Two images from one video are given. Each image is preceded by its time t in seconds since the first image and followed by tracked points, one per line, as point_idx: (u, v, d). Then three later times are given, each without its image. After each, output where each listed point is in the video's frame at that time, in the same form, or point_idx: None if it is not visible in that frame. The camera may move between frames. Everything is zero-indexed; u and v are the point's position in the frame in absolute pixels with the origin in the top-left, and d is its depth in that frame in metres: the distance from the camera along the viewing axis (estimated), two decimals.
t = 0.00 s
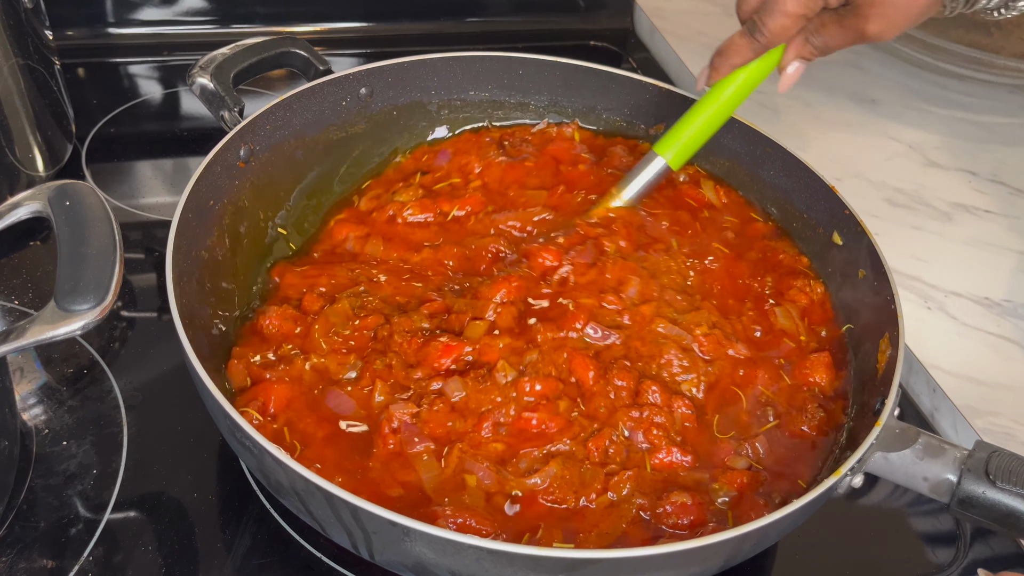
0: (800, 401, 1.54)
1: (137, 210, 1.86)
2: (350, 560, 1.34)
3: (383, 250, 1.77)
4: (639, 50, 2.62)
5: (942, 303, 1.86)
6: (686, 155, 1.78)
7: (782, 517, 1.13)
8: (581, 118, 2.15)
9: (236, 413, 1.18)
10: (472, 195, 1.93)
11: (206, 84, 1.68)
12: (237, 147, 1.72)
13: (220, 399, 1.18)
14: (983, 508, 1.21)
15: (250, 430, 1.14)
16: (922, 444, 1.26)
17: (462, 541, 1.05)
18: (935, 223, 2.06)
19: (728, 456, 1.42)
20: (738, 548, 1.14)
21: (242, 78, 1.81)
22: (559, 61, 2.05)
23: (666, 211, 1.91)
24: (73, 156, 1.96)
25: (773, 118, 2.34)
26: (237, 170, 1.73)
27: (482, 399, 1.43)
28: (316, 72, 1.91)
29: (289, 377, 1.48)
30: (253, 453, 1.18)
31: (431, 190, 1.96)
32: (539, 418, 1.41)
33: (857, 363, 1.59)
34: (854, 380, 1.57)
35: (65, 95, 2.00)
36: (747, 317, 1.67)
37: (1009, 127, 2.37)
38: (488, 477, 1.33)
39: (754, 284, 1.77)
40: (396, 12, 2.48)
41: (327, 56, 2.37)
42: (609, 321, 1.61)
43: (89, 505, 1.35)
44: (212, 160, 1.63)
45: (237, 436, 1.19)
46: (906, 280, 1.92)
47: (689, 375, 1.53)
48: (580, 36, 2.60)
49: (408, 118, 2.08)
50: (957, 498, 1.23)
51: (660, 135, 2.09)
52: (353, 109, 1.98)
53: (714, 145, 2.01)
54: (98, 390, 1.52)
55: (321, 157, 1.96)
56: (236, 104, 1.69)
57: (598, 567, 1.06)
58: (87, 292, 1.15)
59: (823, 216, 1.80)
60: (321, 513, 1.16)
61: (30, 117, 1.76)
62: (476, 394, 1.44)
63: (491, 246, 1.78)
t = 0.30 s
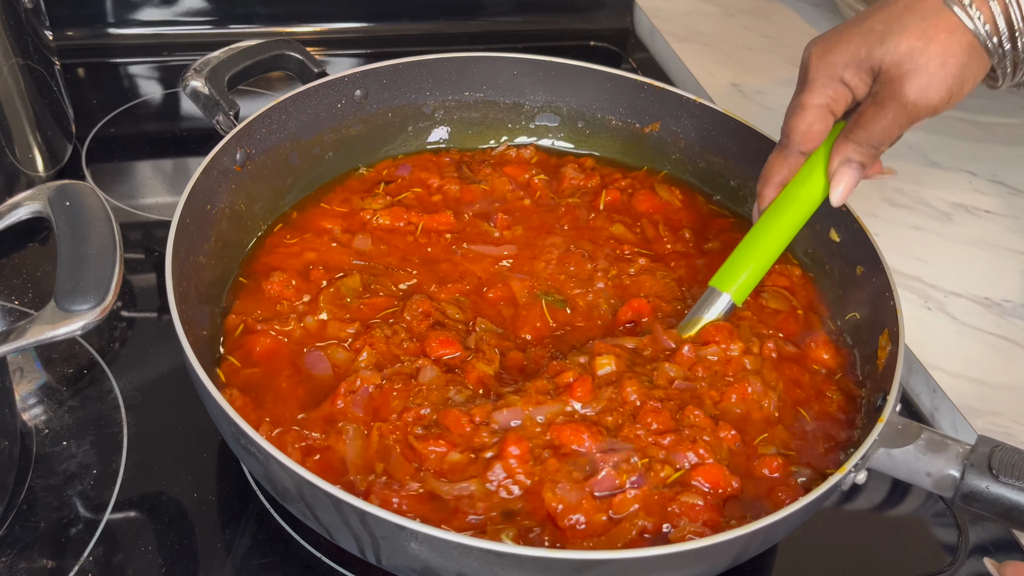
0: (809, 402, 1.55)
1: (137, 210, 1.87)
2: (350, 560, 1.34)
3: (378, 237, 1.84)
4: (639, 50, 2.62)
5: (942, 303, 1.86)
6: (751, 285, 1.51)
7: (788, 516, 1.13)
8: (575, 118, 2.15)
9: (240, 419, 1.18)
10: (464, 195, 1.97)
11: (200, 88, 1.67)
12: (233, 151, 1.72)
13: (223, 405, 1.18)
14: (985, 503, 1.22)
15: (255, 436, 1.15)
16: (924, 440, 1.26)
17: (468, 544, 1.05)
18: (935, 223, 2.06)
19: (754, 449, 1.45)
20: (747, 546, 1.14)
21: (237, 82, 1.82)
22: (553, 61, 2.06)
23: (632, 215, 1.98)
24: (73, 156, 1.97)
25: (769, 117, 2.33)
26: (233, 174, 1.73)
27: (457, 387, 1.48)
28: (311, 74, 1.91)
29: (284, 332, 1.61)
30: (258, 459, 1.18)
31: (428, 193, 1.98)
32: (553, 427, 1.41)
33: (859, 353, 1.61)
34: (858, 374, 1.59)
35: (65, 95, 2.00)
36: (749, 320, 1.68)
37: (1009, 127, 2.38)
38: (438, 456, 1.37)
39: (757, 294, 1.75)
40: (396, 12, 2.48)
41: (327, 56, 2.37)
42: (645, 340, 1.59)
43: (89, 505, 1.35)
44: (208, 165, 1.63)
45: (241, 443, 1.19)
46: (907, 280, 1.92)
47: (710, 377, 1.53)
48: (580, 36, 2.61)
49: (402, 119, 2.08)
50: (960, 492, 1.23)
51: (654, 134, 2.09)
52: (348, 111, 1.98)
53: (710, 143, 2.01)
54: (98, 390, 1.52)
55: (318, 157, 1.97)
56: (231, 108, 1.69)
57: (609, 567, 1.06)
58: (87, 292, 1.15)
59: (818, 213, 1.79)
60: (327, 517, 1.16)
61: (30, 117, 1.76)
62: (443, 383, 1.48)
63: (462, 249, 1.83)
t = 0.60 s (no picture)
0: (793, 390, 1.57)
1: (137, 210, 1.87)
2: (349, 560, 1.34)
3: (376, 221, 1.85)
4: (639, 50, 2.62)
5: (942, 303, 1.86)
6: (765, 129, 1.49)
7: (785, 518, 1.13)
8: (581, 118, 2.15)
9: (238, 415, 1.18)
10: (466, 189, 1.99)
11: (206, 85, 1.69)
12: (237, 148, 1.71)
13: (221, 399, 1.18)
14: (983, 509, 1.21)
15: (252, 431, 1.14)
16: (923, 444, 1.26)
17: (462, 542, 1.05)
18: (934, 223, 2.06)
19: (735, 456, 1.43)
20: (741, 548, 1.14)
21: (242, 79, 1.82)
22: (557, 61, 2.05)
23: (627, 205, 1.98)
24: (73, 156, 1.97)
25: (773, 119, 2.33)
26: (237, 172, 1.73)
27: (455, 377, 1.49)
28: (316, 73, 1.90)
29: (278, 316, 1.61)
30: (255, 455, 1.18)
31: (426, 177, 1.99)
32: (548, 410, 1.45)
33: (845, 366, 1.63)
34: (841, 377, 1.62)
35: (65, 95, 2.00)
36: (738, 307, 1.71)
37: (1009, 127, 2.38)
38: (432, 443, 1.39)
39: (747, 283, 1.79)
40: (395, 12, 2.48)
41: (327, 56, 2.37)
42: (645, 304, 1.52)
43: (89, 505, 1.35)
44: (212, 161, 1.63)
45: (238, 438, 1.19)
46: (906, 280, 1.92)
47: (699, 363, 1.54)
48: (580, 36, 2.61)
49: (407, 118, 2.08)
50: (957, 499, 1.23)
51: (658, 135, 2.09)
52: (352, 110, 1.97)
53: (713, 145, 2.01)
54: (99, 390, 1.52)
55: (318, 160, 1.96)
56: (236, 105, 1.69)
57: (600, 567, 1.06)
58: (87, 292, 1.15)
59: (823, 215, 1.80)
60: (322, 514, 1.16)
61: (30, 117, 1.76)
62: (438, 371, 1.50)
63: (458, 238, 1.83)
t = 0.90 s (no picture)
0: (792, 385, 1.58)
1: (137, 210, 1.87)
2: (350, 560, 1.35)
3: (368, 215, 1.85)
4: (638, 50, 2.62)
5: (941, 303, 1.86)
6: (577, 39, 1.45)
7: (785, 517, 1.13)
8: (580, 119, 2.15)
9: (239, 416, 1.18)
10: (465, 184, 1.97)
11: (205, 87, 1.69)
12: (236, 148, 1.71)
13: (222, 401, 1.18)
14: (984, 507, 1.21)
15: (253, 432, 1.14)
16: (923, 443, 1.26)
17: (463, 542, 1.05)
18: (934, 223, 2.06)
19: (733, 454, 1.43)
20: (742, 548, 1.14)
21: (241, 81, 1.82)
22: (557, 61, 2.05)
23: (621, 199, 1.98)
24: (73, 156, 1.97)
25: (774, 119, 2.33)
26: (236, 172, 1.73)
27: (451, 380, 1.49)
28: (315, 73, 1.90)
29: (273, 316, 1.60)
30: (256, 455, 1.18)
31: (422, 171, 1.98)
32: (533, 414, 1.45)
33: (847, 366, 1.63)
34: (844, 373, 1.62)
35: (65, 95, 2.00)
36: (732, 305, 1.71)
37: (1009, 127, 2.38)
38: (427, 441, 1.39)
39: (746, 281, 1.79)
40: (395, 12, 2.48)
41: (327, 56, 2.37)
42: (619, 325, 1.62)
43: (89, 505, 1.35)
44: (212, 161, 1.63)
45: (239, 438, 1.19)
46: (905, 280, 1.92)
47: (681, 369, 1.57)
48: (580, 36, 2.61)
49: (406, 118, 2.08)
50: (957, 496, 1.23)
51: (658, 135, 2.09)
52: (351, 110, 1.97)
53: (711, 144, 2.01)
54: (99, 390, 1.52)
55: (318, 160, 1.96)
56: (234, 107, 1.69)
57: (601, 567, 1.06)
58: (86, 292, 1.15)
59: (822, 214, 1.79)
60: (323, 514, 1.16)
61: (30, 116, 1.76)
62: (429, 368, 1.51)
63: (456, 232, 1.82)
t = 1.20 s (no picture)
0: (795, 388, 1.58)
1: (137, 210, 1.87)
2: (350, 560, 1.34)
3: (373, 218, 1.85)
4: (638, 50, 2.62)
5: (942, 303, 1.86)
6: (625, 96, 1.69)
7: (785, 517, 1.12)
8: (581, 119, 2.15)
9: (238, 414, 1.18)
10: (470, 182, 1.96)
11: (206, 85, 1.69)
12: (237, 148, 1.72)
13: (221, 400, 1.18)
14: (983, 508, 1.21)
15: (252, 431, 1.14)
16: (922, 444, 1.25)
17: (462, 542, 1.05)
18: (934, 223, 2.06)
19: (734, 455, 1.43)
20: (741, 548, 1.14)
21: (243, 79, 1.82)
22: (558, 62, 2.06)
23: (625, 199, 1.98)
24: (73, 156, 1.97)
25: (774, 119, 2.33)
26: (237, 171, 1.73)
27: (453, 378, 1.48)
28: (317, 73, 1.90)
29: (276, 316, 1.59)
30: (254, 454, 1.18)
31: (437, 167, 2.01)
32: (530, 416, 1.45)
33: (847, 368, 1.62)
34: (846, 375, 1.62)
35: (65, 95, 2.00)
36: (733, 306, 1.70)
37: (1009, 127, 2.37)
38: (424, 441, 1.39)
39: (748, 283, 1.78)
40: (395, 12, 2.48)
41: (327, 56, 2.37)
42: (621, 326, 1.62)
43: (89, 505, 1.35)
44: (212, 161, 1.63)
45: (238, 437, 1.19)
46: (906, 280, 1.92)
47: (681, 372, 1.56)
48: (580, 36, 2.61)
49: (407, 119, 2.08)
50: (956, 498, 1.23)
51: (659, 135, 2.09)
52: (353, 110, 1.97)
53: (712, 145, 2.01)
54: (99, 390, 1.52)
55: (321, 161, 1.96)
56: (236, 105, 1.70)
57: (600, 567, 1.06)
58: (87, 292, 1.15)
59: (823, 215, 1.80)
60: (322, 514, 1.16)
61: (30, 116, 1.76)
62: (429, 368, 1.50)
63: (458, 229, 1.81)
